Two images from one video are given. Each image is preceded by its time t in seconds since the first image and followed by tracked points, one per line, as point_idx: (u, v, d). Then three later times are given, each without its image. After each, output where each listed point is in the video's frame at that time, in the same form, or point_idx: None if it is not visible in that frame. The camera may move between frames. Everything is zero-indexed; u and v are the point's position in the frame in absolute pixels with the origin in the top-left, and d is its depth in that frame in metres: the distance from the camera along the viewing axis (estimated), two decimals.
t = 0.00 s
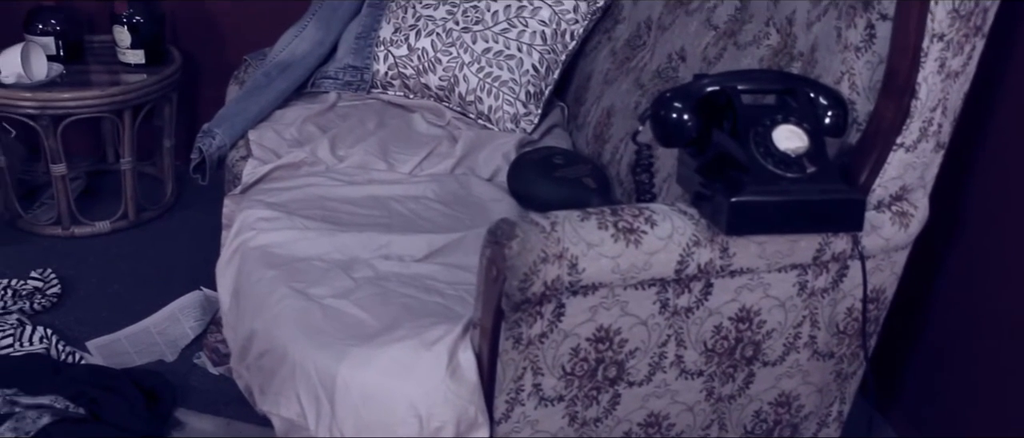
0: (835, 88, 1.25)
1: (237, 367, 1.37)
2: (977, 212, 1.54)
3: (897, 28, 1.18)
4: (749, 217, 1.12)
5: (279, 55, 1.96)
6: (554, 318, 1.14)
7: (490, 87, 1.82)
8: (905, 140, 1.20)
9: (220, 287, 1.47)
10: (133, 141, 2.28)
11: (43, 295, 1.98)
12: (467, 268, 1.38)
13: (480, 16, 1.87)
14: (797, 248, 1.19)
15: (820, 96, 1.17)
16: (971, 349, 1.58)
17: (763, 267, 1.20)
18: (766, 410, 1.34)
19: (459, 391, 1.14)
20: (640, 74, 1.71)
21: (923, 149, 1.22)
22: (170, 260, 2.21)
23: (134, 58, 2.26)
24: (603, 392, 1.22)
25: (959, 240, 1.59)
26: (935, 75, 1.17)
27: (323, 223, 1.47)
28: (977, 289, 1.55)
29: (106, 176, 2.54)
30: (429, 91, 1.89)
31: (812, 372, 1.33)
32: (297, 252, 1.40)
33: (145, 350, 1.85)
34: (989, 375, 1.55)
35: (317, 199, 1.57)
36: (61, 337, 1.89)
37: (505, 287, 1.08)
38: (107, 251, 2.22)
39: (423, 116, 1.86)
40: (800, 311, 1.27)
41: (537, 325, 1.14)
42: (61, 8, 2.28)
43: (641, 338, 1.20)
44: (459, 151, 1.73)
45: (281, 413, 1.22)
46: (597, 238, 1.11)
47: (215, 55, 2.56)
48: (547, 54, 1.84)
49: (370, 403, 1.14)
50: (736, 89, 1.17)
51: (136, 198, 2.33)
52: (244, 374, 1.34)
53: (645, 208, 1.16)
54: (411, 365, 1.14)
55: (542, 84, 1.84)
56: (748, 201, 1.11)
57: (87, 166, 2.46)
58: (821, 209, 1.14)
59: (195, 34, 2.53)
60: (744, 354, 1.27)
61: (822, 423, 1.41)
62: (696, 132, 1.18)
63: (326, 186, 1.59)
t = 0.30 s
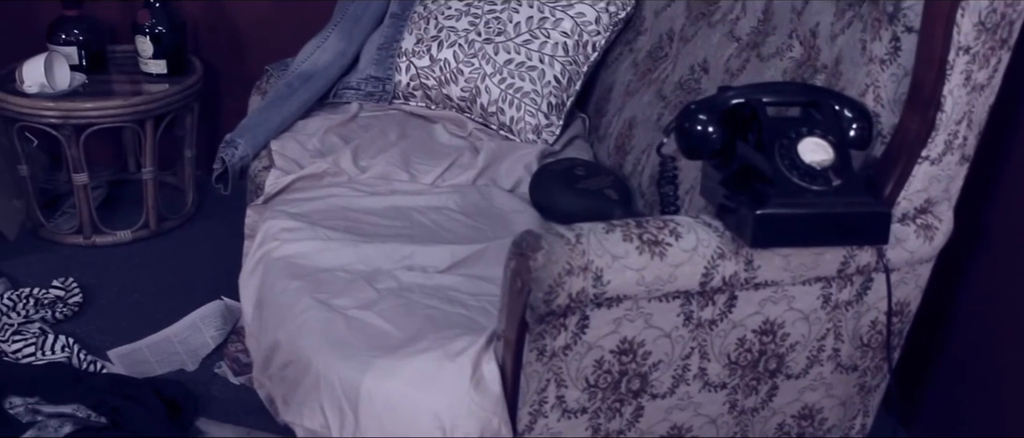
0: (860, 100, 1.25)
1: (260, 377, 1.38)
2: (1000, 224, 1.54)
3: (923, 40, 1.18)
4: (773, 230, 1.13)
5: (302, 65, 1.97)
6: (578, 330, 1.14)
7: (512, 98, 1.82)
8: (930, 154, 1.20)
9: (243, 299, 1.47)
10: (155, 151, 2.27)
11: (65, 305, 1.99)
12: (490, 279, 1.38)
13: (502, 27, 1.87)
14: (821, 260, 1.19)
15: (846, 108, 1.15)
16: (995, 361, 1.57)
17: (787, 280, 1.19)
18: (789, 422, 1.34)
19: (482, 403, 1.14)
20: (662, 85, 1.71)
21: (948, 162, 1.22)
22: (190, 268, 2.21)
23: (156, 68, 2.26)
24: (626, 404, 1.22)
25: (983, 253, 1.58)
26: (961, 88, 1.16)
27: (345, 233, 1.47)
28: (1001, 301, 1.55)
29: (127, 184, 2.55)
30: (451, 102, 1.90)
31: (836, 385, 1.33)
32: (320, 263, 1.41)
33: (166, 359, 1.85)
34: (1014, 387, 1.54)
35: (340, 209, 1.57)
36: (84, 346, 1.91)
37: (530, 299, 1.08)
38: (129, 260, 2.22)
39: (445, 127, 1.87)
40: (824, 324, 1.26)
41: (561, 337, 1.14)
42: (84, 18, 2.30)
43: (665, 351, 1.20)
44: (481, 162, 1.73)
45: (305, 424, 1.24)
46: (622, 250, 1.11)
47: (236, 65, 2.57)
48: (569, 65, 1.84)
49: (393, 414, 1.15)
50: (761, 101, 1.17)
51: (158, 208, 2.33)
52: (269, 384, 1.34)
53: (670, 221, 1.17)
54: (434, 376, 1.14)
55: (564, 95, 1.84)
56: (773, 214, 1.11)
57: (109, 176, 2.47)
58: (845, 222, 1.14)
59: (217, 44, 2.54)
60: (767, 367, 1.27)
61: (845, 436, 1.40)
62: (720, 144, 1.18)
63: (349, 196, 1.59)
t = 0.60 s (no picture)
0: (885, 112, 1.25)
1: (283, 387, 1.38)
2: None
3: (950, 52, 1.17)
4: (798, 242, 1.12)
5: (323, 76, 1.98)
6: (602, 342, 1.14)
7: (534, 109, 1.82)
8: (955, 166, 1.19)
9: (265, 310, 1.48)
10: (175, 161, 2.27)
11: (86, 313, 1.99)
12: (512, 291, 1.38)
13: (524, 38, 1.86)
14: (846, 273, 1.19)
15: (871, 121, 1.16)
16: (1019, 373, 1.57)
17: (811, 292, 1.19)
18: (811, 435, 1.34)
19: (505, 416, 1.14)
20: (683, 97, 1.71)
21: (973, 175, 1.21)
22: (211, 278, 2.22)
23: (177, 78, 2.27)
24: (649, 416, 1.22)
25: (1008, 265, 1.57)
26: (987, 100, 1.16)
27: (367, 243, 1.48)
28: None
29: (147, 193, 2.56)
30: (473, 113, 1.90)
31: (859, 398, 1.32)
32: (343, 273, 1.41)
33: (187, 369, 1.85)
34: None
35: (362, 219, 1.57)
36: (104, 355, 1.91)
37: (554, 312, 1.08)
38: (150, 270, 2.23)
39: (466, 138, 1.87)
40: (848, 337, 1.26)
41: (585, 349, 1.14)
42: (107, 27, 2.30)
43: (688, 363, 1.20)
44: (503, 173, 1.73)
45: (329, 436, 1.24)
46: (647, 262, 1.11)
47: (257, 75, 2.58)
48: (591, 76, 1.83)
49: (416, 426, 1.14)
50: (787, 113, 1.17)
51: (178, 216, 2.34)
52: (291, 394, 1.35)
53: (695, 233, 1.17)
54: (457, 388, 1.14)
55: (585, 106, 1.84)
56: (798, 226, 1.11)
57: (129, 185, 2.48)
58: (871, 235, 1.14)
59: (238, 54, 2.55)
60: (790, 380, 1.26)
61: None
62: (745, 156, 1.18)
63: (372, 207, 1.60)
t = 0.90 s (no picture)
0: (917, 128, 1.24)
1: (312, 399, 1.39)
2: None
3: (984, 67, 1.17)
4: (832, 258, 1.12)
5: (351, 88, 1.99)
6: (633, 357, 1.14)
7: (562, 122, 1.82)
8: (988, 182, 1.19)
9: (294, 321, 1.48)
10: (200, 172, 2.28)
11: (113, 323, 2.00)
12: (541, 305, 1.37)
13: (553, 51, 1.85)
14: (877, 289, 1.18)
15: (903, 136, 1.15)
16: None
17: (843, 309, 1.19)
18: None
19: (534, 431, 1.13)
20: (712, 111, 1.70)
21: (1006, 191, 1.21)
22: (237, 289, 2.22)
23: (205, 89, 2.27)
24: (678, 432, 1.22)
25: None
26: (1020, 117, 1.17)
27: (396, 256, 1.48)
28: None
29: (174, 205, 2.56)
30: (500, 126, 1.90)
31: (889, 415, 1.32)
32: (372, 286, 1.41)
33: (213, 380, 1.86)
34: None
35: (390, 232, 1.57)
36: (132, 365, 1.91)
37: (585, 326, 1.08)
38: (177, 281, 2.23)
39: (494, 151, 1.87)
40: (878, 353, 1.25)
41: (616, 363, 1.13)
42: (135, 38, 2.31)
43: (718, 378, 1.20)
44: (531, 186, 1.73)
45: None
46: (679, 277, 1.11)
47: (284, 87, 2.58)
48: (619, 90, 1.83)
49: None
50: (819, 128, 1.16)
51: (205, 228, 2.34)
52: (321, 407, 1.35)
53: (726, 248, 1.16)
54: (487, 403, 1.14)
55: (614, 120, 1.83)
56: (831, 243, 1.11)
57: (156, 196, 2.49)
58: (904, 251, 1.13)
59: (265, 65, 2.56)
60: (820, 396, 1.26)
61: None
62: (776, 171, 1.18)
63: (400, 219, 1.60)
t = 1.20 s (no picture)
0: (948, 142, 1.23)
1: (338, 411, 1.38)
2: None
3: (1016, 82, 1.16)
4: (862, 272, 1.11)
5: (378, 98, 1.99)
6: (661, 370, 1.14)
7: (588, 134, 1.81)
8: (1020, 197, 1.18)
9: (320, 332, 1.48)
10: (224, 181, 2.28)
11: (137, 332, 2.00)
12: (568, 317, 1.37)
13: (579, 63, 1.85)
14: (907, 304, 1.18)
15: (935, 151, 1.15)
16: None
17: (873, 324, 1.18)
18: None
19: None
20: (738, 124, 1.70)
21: None
22: (261, 299, 2.22)
23: (230, 99, 2.28)
24: None
25: None
26: None
27: (422, 267, 1.47)
28: None
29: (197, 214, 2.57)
30: (526, 137, 1.90)
31: (917, 430, 1.31)
32: (399, 297, 1.41)
33: (237, 389, 1.85)
34: None
35: (416, 243, 1.57)
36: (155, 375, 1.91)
37: (614, 339, 1.07)
38: (200, 290, 2.24)
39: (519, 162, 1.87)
40: (907, 368, 1.25)
41: (643, 377, 1.13)
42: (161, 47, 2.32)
43: (746, 392, 1.19)
44: (557, 198, 1.73)
45: None
46: (708, 291, 1.10)
47: (309, 97, 2.59)
48: (644, 102, 1.83)
49: None
50: (850, 142, 1.16)
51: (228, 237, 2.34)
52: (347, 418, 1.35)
53: (755, 262, 1.16)
54: (514, 416, 1.14)
55: (640, 131, 1.83)
56: (862, 257, 1.10)
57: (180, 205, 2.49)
58: (936, 266, 1.12)
59: (291, 75, 2.56)
60: (848, 411, 1.25)
61: None
62: (806, 185, 1.17)
63: (426, 231, 1.60)
